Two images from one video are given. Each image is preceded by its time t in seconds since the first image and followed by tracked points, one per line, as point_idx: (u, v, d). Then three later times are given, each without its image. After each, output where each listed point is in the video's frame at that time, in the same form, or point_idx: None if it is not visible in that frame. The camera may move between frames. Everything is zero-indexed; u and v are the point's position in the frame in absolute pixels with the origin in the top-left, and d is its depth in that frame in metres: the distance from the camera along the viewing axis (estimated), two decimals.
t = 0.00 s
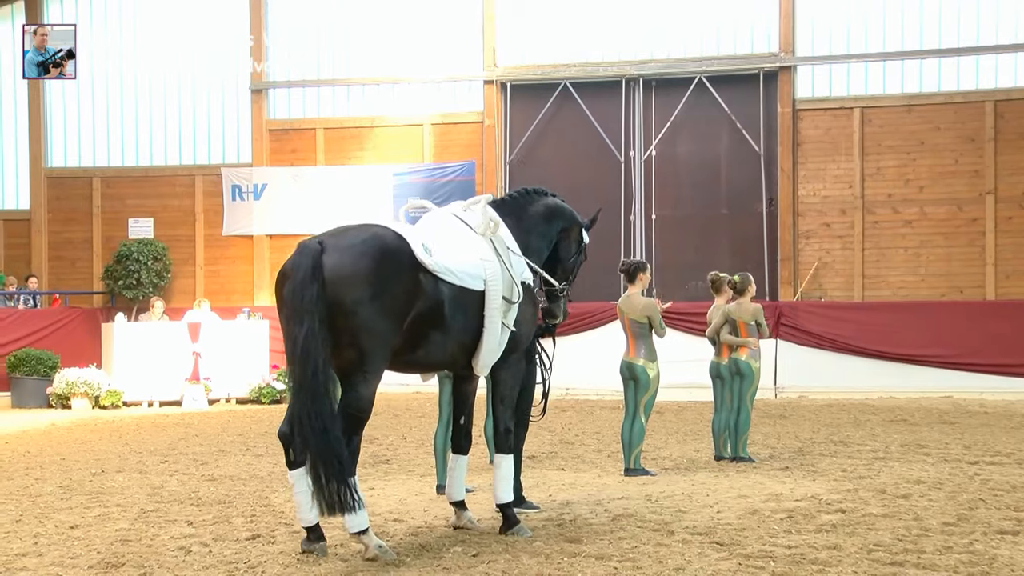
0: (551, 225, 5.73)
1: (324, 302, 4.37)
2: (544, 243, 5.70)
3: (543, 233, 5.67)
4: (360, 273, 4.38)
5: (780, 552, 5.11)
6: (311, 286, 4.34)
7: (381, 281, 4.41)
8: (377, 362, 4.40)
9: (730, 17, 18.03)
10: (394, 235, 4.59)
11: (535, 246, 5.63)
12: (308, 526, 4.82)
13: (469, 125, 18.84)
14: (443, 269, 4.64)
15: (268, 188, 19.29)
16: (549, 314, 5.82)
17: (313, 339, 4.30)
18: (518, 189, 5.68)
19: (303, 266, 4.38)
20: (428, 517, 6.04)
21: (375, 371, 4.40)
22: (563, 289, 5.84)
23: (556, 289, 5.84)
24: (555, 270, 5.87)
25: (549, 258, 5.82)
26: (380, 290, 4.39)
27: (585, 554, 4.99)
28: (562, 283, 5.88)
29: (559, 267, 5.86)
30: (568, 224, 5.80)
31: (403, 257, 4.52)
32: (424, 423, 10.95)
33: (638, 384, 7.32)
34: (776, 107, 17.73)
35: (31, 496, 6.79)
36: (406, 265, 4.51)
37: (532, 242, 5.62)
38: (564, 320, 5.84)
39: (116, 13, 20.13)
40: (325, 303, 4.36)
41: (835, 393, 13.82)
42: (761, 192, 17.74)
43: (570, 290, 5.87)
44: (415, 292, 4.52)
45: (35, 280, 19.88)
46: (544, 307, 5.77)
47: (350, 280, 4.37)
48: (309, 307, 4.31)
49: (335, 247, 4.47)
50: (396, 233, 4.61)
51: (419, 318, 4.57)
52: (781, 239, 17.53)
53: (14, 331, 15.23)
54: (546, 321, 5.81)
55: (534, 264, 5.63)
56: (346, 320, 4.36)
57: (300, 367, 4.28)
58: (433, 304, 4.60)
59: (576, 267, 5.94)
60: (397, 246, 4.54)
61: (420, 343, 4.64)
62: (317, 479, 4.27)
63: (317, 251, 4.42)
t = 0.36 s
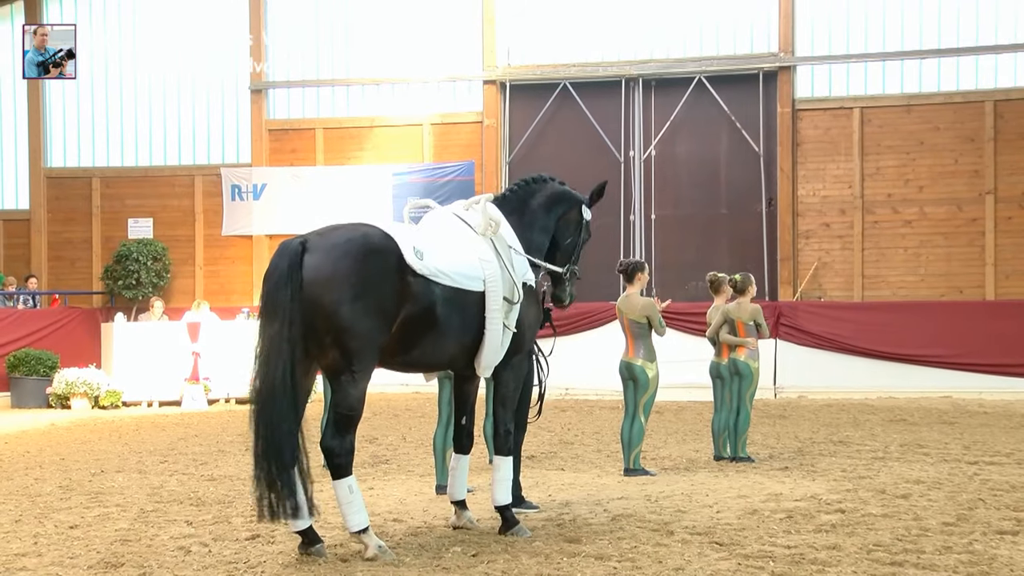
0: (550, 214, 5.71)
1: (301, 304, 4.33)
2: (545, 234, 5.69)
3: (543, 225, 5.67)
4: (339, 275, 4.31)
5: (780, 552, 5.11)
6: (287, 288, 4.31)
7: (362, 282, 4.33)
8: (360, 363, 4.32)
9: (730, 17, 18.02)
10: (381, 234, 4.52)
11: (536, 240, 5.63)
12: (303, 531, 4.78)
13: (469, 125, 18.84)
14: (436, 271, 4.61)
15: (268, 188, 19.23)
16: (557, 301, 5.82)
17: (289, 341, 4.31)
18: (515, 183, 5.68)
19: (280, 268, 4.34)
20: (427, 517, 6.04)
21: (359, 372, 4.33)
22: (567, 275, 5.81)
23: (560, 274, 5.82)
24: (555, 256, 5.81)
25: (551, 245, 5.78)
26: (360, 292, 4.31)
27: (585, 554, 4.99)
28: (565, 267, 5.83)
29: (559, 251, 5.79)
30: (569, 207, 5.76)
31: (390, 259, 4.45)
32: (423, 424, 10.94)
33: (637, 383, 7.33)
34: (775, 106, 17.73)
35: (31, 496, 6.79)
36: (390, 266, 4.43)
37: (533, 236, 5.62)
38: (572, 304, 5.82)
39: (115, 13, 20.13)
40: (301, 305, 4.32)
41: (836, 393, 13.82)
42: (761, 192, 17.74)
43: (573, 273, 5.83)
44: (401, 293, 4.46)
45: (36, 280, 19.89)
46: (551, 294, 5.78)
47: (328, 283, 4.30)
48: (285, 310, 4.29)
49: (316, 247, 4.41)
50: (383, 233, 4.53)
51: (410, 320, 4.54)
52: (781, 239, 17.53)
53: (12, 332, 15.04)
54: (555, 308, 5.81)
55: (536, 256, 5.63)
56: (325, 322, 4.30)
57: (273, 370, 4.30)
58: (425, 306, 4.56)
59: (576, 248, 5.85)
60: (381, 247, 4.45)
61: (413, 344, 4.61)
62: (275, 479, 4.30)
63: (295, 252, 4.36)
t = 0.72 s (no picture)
0: (552, 210, 5.71)
1: (299, 303, 4.32)
2: (546, 231, 5.69)
3: (544, 223, 5.67)
4: (339, 274, 4.31)
5: (781, 550, 5.11)
6: (284, 288, 4.30)
7: (361, 282, 4.33)
8: (360, 361, 4.32)
9: (731, 16, 18.02)
10: (381, 234, 4.52)
11: (536, 237, 5.63)
12: (304, 530, 4.78)
13: (471, 124, 18.85)
14: (438, 273, 4.61)
15: (269, 187, 18.94)
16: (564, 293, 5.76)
17: (285, 341, 4.30)
18: (518, 180, 5.66)
19: (278, 267, 4.33)
20: (428, 515, 6.04)
21: (359, 370, 4.32)
22: (572, 268, 5.77)
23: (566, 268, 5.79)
24: (559, 250, 5.81)
25: (555, 240, 5.79)
26: (359, 291, 4.31)
27: (586, 553, 4.99)
28: (570, 261, 5.81)
29: (563, 246, 5.79)
30: (573, 200, 5.74)
31: (390, 259, 4.45)
32: (424, 422, 10.94)
33: (637, 382, 7.33)
34: (776, 105, 17.73)
35: (32, 495, 6.78)
36: (389, 267, 4.43)
37: (535, 234, 5.63)
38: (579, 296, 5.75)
39: (116, 12, 20.12)
40: (297, 303, 4.32)
41: (837, 392, 13.82)
42: (762, 191, 17.75)
43: (580, 266, 5.79)
44: (401, 294, 4.46)
45: (36, 279, 19.89)
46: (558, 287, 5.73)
47: (327, 282, 4.30)
48: (282, 309, 4.28)
49: (314, 247, 4.41)
50: (383, 233, 4.52)
51: (411, 322, 4.55)
52: (781, 238, 17.54)
53: (10, 332, 14.96)
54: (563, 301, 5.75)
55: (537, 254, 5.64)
56: (324, 322, 4.30)
57: (267, 370, 4.27)
58: (426, 307, 4.56)
59: (581, 241, 5.82)
60: (380, 247, 4.45)
61: (415, 345, 4.62)
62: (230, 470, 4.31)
63: (293, 251, 4.35)
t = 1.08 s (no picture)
0: (555, 214, 5.72)
1: (304, 301, 4.31)
2: (545, 233, 5.69)
3: (545, 225, 5.67)
4: (343, 273, 4.31)
5: (781, 549, 5.11)
6: (290, 287, 4.29)
7: (366, 282, 4.33)
8: (363, 362, 4.32)
9: (730, 15, 18.02)
10: (386, 234, 4.51)
11: (536, 239, 5.64)
12: (304, 529, 4.77)
13: (470, 123, 18.85)
14: (443, 273, 4.61)
15: (269, 186, 18.97)
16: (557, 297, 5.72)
17: (291, 340, 4.29)
18: (524, 180, 5.67)
19: (283, 266, 4.33)
20: (428, 514, 6.04)
21: (362, 370, 4.33)
22: (570, 273, 5.75)
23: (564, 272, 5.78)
24: (559, 254, 5.81)
25: (556, 243, 5.78)
26: (363, 291, 4.31)
27: (586, 551, 4.99)
28: (569, 265, 5.79)
29: (564, 250, 5.79)
30: (578, 205, 5.75)
31: (395, 260, 4.44)
32: (425, 421, 10.95)
33: (637, 381, 7.32)
34: (776, 104, 17.74)
35: (32, 494, 6.79)
36: (393, 267, 4.43)
37: (535, 236, 5.64)
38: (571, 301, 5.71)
39: (117, 11, 20.12)
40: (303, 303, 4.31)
41: (837, 391, 13.80)
42: (762, 189, 17.76)
43: (578, 271, 5.77)
44: (405, 294, 4.46)
45: (36, 279, 19.89)
46: (552, 290, 5.69)
47: (331, 281, 4.29)
48: (289, 309, 4.28)
49: (319, 245, 4.40)
50: (388, 233, 4.51)
51: (414, 322, 4.55)
52: (781, 237, 17.55)
53: (9, 331, 14.93)
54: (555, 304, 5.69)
55: (535, 256, 5.63)
56: (328, 321, 4.30)
57: (274, 368, 4.27)
58: (429, 307, 4.56)
59: (582, 246, 5.82)
60: (385, 246, 4.45)
61: (418, 345, 4.62)
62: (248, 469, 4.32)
63: (298, 250, 4.34)
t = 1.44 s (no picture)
0: (556, 213, 5.71)
1: (311, 303, 4.30)
2: (546, 232, 5.69)
3: (545, 224, 5.67)
4: (348, 273, 4.30)
5: (780, 549, 5.11)
6: (296, 289, 4.27)
7: (370, 282, 4.32)
8: (368, 363, 4.33)
9: (730, 15, 18.02)
10: (390, 234, 4.51)
11: (537, 239, 5.64)
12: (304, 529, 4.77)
13: (470, 123, 18.84)
14: (446, 274, 4.61)
15: (268, 186, 18.98)
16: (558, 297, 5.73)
17: (299, 342, 4.27)
18: (524, 180, 5.67)
19: (289, 268, 4.31)
20: (428, 515, 6.04)
21: (367, 371, 4.33)
22: (571, 273, 5.74)
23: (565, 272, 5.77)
24: (560, 254, 5.80)
25: (557, 243, 5.78)
26: (367, 291, 4.31)
27: (586, 551, 4.99)
28: (571, 265, 5.79)
29: (565, 250, 5.78)
30: (579, 205, 5.74)
31: (400, 260, 4.45)
32: (424, 421, 10.95)
33: (636, 380, 7.32)
34: (776, 104, 17.74)
35: (32, 494, 6.78)
36: (398, 267, 4.43)
37: (535, 235, 5.63)
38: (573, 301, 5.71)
39: (117, 11, 20.12)
40: (311, 304, 4.29)
41: (837, 391, 13.81)
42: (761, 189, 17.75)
43: (580, 271, 5.76)
44: (409, 295, 4.47)
45: (36, 279, 19.88)
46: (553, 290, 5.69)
47: (336, 281, 4.28)
48: (296, 311, 4.26)
49: (324, 246, 4.39)
50: (392, 233, 4.52)
51: (418, 322, 4.55)
52: (780, 237, 17.55)
53: (9, 331, 14.92)
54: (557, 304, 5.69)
55: (536, 255, 5.63)
56: (333, 322, 4.30)
57: (285, 372, 4.25)
58: (432, 308, 4.56)
59: (584, 246, 5.81)
60: (389, 247, 4.45)
61: (421, 346, 4.63)
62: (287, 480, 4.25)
63: (303, 251, 4.32)
